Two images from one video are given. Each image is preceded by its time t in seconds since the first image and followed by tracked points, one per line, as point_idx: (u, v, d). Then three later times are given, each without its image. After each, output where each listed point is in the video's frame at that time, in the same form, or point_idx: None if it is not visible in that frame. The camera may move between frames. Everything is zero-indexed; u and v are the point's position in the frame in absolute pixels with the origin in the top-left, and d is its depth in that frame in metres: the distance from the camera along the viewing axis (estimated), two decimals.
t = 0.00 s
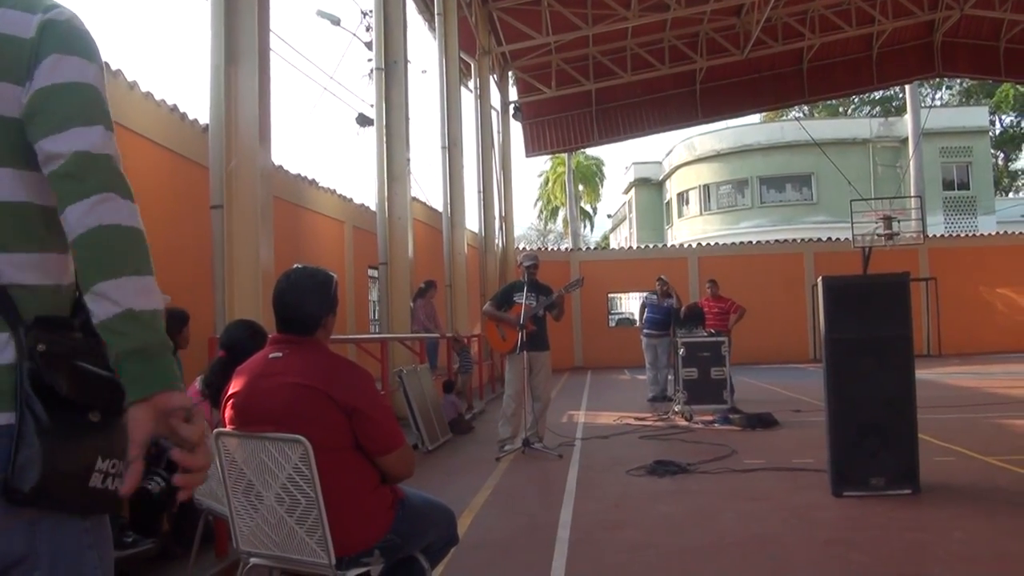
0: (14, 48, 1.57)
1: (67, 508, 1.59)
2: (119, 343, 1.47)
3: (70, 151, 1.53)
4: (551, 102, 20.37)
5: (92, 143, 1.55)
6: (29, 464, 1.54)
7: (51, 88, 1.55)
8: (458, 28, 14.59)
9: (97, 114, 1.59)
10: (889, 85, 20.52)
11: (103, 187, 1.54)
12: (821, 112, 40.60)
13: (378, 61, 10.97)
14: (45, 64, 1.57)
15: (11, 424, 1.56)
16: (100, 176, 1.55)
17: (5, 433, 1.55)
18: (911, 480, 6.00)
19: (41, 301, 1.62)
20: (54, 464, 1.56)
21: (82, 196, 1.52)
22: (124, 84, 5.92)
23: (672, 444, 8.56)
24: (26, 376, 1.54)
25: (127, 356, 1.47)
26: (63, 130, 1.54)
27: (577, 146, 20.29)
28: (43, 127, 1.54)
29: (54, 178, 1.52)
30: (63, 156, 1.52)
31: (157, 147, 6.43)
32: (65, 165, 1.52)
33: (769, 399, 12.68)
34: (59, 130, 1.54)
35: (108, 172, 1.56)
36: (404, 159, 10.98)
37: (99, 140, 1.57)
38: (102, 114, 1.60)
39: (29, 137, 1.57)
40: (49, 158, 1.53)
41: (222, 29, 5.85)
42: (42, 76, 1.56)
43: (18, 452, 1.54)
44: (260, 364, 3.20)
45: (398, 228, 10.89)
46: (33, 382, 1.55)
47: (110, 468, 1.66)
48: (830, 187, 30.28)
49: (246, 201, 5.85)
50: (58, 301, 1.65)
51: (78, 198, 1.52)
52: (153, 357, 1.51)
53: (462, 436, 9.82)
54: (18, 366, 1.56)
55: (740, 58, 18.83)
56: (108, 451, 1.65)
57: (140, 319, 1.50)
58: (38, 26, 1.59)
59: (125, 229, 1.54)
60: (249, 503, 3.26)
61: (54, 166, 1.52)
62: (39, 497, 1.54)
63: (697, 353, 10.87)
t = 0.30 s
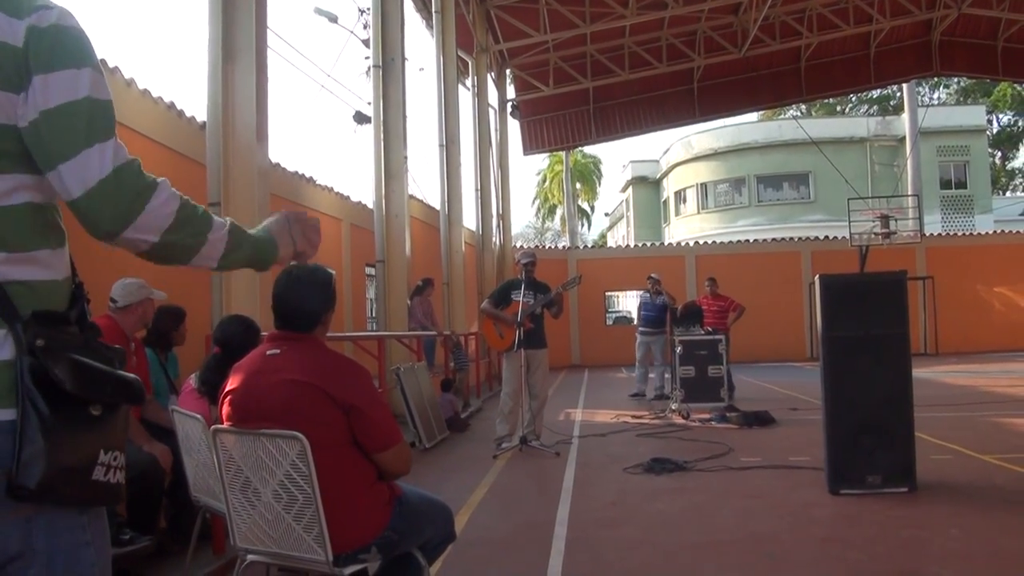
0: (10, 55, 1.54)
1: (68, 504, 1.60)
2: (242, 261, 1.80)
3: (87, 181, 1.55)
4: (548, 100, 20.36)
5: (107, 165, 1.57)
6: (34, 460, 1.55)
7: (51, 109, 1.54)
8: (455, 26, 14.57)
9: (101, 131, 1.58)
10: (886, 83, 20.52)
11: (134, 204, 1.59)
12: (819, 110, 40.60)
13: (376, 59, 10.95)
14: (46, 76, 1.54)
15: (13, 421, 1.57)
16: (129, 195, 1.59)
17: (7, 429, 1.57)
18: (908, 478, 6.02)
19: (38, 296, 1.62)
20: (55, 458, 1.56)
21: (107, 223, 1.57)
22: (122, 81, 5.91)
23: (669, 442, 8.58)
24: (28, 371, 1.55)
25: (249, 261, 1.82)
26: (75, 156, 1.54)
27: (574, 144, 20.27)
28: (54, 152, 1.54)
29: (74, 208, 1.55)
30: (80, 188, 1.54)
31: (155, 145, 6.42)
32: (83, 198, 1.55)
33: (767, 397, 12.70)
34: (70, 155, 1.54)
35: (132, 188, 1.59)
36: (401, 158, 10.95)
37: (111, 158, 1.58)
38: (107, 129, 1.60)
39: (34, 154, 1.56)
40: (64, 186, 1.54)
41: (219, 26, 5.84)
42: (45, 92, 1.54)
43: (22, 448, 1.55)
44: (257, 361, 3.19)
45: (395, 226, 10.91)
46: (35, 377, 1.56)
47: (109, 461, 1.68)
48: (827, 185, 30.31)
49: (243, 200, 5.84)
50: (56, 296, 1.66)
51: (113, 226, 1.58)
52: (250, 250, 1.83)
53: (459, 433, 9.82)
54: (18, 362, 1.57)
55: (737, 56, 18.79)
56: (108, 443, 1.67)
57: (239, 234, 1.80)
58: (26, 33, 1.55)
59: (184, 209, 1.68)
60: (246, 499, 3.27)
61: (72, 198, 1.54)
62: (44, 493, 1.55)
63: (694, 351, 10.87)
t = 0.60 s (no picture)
0: (40, 75, 1.61)
1: (80, 500, 1.68)
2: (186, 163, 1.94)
3: (114, 214, 1.71)
4: (547, 99, 20.39)
5: (133, 197, 1.73)
6: (54, 460, 1.62)
7: (78, 141, 1.65)
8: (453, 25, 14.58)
9: (122, 160, 1.71)
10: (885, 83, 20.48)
11: (153, 218, 1.79)
12: (818, 109, 40.60)
13: (375, 58, 10.94)
14: (74, 106, 1.64)
15: (25, 417, 1.64)
16: (148, 214, 1.78)
17: (19, 425, 1.63)
18: (906, 477, 6.03)
19: (42, 295, 1.68)
20: (71, 456, 1.65)
21: (130, 242, 1.76)
22: (120, 78, 5.90)
23: (667, 441, 8.59)
24: (42, 370, 1.64)
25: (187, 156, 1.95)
26: (104, 191, 1.69)
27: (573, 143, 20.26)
28: (86, 186, 1.68)
29: (101, 233, 1.72)
30: (108, 221, 1.71)
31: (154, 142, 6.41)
32: (110, 227, 1.72)
33: (765, 396, 12.70)
34: (100, 188, 1.68)
35: (150, 216, 1.78)
36: (401, 157, 10.96)
37: (135, 188, 1.73)
38: (127, 158, 1.72)
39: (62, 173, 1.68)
40: (92, 214, 1.70)
41: (218, 24, 5.84)
42: (74, 122, 1.64)
43: (38, 447, 1.63)
44: (257, 358, 3.20)
45: (393, 224, 10.94)
46: (48, 375, 1.64)
47: (120, 454, 1.78)
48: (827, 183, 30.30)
49: (242, 199, 5.85)
50: (58, 294, 1.72)
51: (138, 243, 1.78)
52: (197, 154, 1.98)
53: (458, 431, 9.83)
54: (29, 360, 1.64)
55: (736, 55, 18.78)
56: (118, 438, 1.77)
57: (178, 153, 1.91)
58: (45, 54, 1.61)
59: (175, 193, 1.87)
60: (245, 497, 3.28)
61: (101, 227, 1.71)
62: (63, 491, 1.63)
63: (693, 350, 10.89)
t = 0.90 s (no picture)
0: (41, 70, 1.69)
1: (91, 492, 1.75)
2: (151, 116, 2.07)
3: (153, 181, 1.91)
4: (548, 96, 20.39)
5: (163, 162, 1.93)
6: (69, 456, 1.70)
7: (98, 125, 1.78)
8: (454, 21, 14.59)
9: (146, 130, 1.88)
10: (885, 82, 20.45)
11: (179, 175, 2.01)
12: (818, 107, 40.60)
13: (375, 55, 10.95)
14: (83, 94, 1.74)
15: (38, 411, 1.70)
16: (175, 173, 1.99)
17: (32, 419, 1.70)
18: (906, 475, 6.03)
19: (48, 291, 1.76)
20: (83, 450, 1.73)
21: (172, 203, 1.97)
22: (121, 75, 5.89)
23: (668, 439, 8.59)
24: (55, 366, 1.71)
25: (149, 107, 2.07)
26: (140, 164, 1.86)
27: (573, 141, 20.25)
28: (121, 163, 1.83)
29: (146, 200, 1.91)
30: (151, 190, 1.90)
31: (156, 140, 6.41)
32: (153, 194, 1.91)
33: (765, 394, 12.71)
34: (134, 161, 1.85)
35: (176, 172, 1.98)
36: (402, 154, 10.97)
37: (163, 152, 1.93)
38: (146, 125, 1.88)
39: (88, 160, 1.81)
40: (133, 186, 1.87)
41: (219, 20, 5.83)
42: (91, 107, 1.76)
43: (54, 441, 1.70)
44: (259, 355, 3.21)
45: (394, 221, 10.93)
46: (61, 370, 1.72)
47: (129, 447, 1.86)
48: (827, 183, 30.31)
49: (244, 196, 5.87)
50: (64, 290, 1.80)
51: (168, 204, 1.99)
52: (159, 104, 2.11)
53: (458, 429, 9.84)
54: (41, 356, 1.72)
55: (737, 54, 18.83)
56: (127, 432, 1.84)
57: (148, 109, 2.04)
58: (51, 48, 1.70)
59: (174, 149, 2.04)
60: (246, 494, 3.28)
61: (144, 196, 1.90)
62: (78, 486, 1.71)
63: (693, 348, 10.89)
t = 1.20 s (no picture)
0: (32, 69, 1.69)
1: (89, 491, 1.76)
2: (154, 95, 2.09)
3: (160, 162, 1.95)
4: (549, 95, 20.43)
5: (167, 144, 1.96)
6: (65, 458, 1.70)
7: (98, 116, 1.79)
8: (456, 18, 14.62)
9: (150, 112, 1.91)
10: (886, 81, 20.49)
11: (185, 153, 2.04)
12: (819, 106, 40.58)
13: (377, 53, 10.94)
14: (80, 86, 1.76)
15: (33, 410, 1.70)
16: (182, 153, 2.03)
17: (28, 418, 1.69)
18: (907, 474, 6.02)
19: (48, 291, 1.78)
20: (82, 450, 1.74)
21: (181, 183, 2.02)
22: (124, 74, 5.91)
23: (669, 437, 8.59)
24: (51, 367, 1.72)
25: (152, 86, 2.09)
26: (147, 148, 1.90)
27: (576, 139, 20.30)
28: (128, 150, 1.87)
29: (155, 181, 1.96)
30: (159, 171, 1.95)
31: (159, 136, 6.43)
32: (160, 175, 1.96)
33: (765, 392, 12.71)
34: (140, 146, 1.89)
35: (182, 151, 2.03)
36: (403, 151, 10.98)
37: (168, 132, 1.97)
38: (148, 109, 1.91)
39: (91, 151, 1.83)
40: (141, 170, 1.92)
41: (219, 16, 5.83)
42: (89, 99, 1.77)
43: (49, 439, 1.70)
44: (260, 353, 3.22)
45: (395, 220, 10.90)
46: (57, 372, 1.73)
47: (130, 447, 1.88)
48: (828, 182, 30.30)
49: (245, 198, 5.86)
50: (64, 288, 1.81)
51: (179, 183, 2.04)
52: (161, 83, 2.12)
53: (459, 426, 9.84)
54: (38, 357, 1.72)
55: (738, 52, 18.78)
56: (126, 432, 1.86)
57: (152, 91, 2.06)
58: (43, 43, 1.70)
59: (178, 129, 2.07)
60: (248, 492, 3.29)
61: (152, 177, 1.94)
62: (75, 488, 1.71)
63: (693, 346, 10.88)
